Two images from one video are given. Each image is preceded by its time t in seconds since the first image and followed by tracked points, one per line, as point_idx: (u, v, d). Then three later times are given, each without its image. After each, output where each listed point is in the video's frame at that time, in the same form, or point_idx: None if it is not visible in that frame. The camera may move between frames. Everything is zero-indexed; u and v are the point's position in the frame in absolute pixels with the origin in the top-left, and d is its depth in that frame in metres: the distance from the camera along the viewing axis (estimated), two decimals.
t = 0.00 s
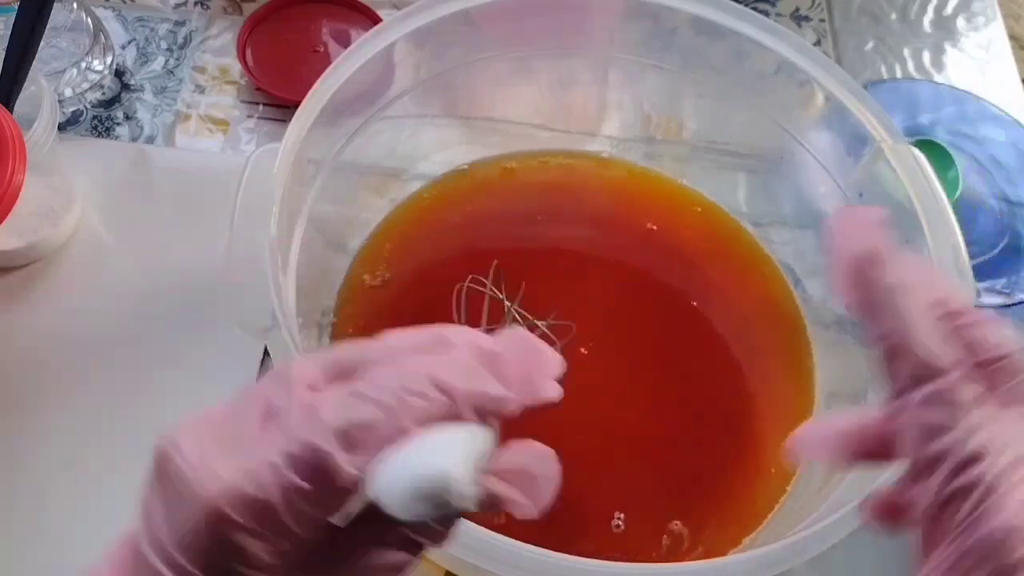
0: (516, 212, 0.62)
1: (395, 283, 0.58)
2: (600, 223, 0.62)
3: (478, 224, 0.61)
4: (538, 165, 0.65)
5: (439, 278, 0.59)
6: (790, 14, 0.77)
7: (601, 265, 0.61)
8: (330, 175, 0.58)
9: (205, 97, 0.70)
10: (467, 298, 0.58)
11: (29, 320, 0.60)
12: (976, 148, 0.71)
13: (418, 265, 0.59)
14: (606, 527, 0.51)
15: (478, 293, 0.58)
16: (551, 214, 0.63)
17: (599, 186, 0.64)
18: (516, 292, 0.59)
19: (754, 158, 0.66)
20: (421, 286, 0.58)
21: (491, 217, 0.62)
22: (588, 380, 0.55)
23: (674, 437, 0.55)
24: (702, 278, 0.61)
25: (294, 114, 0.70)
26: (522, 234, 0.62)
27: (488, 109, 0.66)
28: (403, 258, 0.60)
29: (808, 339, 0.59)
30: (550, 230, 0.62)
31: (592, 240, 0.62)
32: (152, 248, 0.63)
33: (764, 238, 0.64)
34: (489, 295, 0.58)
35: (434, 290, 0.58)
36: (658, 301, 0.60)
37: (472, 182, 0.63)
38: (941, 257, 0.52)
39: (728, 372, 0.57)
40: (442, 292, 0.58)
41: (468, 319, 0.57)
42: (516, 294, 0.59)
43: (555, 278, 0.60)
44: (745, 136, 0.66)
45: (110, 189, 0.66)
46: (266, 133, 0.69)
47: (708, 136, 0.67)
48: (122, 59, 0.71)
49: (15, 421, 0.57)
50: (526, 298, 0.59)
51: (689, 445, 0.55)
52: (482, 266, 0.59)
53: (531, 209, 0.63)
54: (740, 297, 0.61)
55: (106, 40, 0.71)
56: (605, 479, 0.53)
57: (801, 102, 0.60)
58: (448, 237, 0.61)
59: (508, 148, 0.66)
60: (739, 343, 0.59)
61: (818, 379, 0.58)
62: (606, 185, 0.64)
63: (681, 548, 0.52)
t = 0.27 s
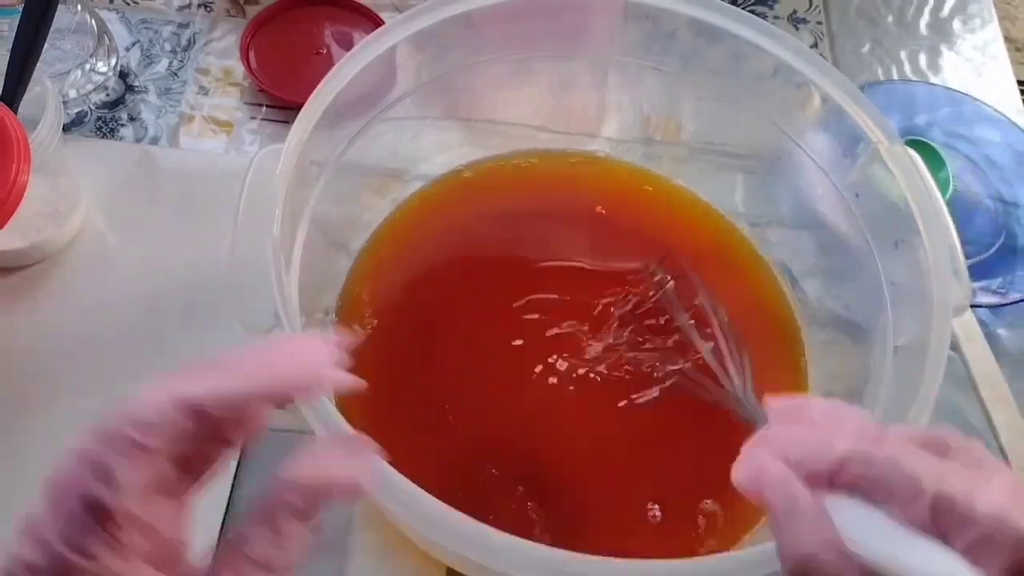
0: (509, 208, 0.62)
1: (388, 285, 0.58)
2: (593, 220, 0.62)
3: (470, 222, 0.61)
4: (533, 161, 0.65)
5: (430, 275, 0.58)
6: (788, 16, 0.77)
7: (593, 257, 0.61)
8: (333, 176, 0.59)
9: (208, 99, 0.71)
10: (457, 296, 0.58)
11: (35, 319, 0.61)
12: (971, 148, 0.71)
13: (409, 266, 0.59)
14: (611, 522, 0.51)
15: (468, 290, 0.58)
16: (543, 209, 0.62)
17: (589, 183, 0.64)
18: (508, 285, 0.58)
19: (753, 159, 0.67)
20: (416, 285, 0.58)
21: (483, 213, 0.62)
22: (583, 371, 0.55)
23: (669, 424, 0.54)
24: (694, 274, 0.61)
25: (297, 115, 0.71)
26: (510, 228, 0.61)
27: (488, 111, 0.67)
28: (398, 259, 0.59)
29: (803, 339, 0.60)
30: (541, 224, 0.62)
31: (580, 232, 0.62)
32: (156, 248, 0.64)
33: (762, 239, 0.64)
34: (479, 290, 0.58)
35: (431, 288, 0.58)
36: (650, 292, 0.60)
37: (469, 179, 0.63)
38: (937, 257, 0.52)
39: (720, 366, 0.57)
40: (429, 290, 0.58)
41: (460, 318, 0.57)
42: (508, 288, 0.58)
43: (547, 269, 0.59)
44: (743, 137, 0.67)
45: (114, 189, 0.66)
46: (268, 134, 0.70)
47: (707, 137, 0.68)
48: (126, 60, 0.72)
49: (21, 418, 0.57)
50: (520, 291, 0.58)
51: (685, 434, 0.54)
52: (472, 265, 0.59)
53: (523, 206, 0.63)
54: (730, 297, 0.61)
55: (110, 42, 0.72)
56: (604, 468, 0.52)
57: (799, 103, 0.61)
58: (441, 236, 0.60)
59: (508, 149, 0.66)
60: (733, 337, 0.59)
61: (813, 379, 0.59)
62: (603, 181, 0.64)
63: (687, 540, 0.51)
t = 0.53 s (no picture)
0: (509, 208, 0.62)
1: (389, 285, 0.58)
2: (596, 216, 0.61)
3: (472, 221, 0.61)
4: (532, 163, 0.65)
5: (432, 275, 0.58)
6: (787, 16, 0.77)
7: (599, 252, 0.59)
8: (333, 176, 0.59)
9: (208, 99, 0.71)
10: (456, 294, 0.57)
11: (34, 319, 0.61)
12: (971, 148, 0.71)
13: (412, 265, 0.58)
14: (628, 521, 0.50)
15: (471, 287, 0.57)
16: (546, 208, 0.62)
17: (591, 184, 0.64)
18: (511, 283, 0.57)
19: (753, 159, 0.67)
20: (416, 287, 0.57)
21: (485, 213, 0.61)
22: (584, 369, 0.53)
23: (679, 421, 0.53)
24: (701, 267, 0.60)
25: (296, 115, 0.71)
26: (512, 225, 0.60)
27: (488, 111, 0.67)
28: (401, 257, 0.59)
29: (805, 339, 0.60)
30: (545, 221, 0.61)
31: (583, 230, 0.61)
32: (156, 248, 0.64)
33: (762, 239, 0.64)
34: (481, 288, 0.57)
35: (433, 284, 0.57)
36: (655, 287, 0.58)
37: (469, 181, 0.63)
38: (937, 257, 0.53)
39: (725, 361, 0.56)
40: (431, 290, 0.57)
41: (461, 317, 0.55)
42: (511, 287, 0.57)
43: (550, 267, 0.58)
44: (743, 137, 0.67)
45: (113, 189, 0.66)
46: (268, 134, 0.70)
47: (707, 137, 0.68)
48: (126, 60, 0.72)
49: (21, 418, 0.57)
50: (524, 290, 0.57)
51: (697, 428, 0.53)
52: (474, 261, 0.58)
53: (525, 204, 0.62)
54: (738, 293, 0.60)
55: (110, 42, 0.72)
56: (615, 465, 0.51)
57: (799, 103, 0.61)
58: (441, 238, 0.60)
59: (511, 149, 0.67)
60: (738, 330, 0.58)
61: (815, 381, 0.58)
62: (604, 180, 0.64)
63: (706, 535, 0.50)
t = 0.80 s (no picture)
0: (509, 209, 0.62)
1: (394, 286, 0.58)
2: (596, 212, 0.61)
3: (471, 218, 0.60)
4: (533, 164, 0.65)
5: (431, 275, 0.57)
6: (788, 16, 0.77)
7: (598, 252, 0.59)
8: (333, 176, 0.59)
9: (208, 99, 0.71)
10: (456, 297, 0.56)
11: (34, 319, 0.61)
12: (971, 148, 0.71)
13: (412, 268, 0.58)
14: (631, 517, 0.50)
15: (467, 289, 0.57)
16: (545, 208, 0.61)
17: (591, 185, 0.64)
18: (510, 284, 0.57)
19: (752, 159, 0.67)
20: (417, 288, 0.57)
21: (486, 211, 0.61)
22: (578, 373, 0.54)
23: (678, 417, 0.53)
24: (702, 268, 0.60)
25: (296, 115, 0.71)
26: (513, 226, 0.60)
27: (488, 111, 0.67)
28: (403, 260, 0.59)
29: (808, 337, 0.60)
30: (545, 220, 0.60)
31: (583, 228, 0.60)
32: (156, 248, 0.64)
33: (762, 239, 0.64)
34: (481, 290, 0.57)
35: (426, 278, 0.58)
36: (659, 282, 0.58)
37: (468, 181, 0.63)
38: (936, 257, 0.53)
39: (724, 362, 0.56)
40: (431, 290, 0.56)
41: (462, 320, 0.55)
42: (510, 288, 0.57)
43: (549, 266, 0.58)
44: (743, 137, 0.67)
45: (113, 189, 0.66)
46: (268, 133, 0.70)
47: (707, 137, 0.68)
48: (126, 60, 0.72)
49: (21, 418, 0.58)
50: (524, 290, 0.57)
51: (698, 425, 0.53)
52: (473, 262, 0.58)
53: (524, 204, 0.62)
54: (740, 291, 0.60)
55: (110, 42, 0.72)
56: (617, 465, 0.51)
57: (799, 103, 0.61)
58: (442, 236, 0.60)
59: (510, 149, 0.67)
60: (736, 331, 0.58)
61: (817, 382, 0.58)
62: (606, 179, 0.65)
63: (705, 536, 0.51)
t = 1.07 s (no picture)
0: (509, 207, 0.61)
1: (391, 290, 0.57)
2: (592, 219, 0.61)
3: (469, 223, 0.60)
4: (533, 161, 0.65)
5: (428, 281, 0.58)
6: (788, 16, 0.77)
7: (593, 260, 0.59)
8: (333, 176, 0.59)
9: (208, 99, 0.71)
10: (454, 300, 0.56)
11: (34, 319, 0.61)
12: (971, 149, 0.71)
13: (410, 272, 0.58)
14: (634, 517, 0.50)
15: (465, 293, 0.57)
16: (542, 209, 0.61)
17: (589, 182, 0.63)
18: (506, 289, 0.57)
19: (752, 159, 0.67)
20: (416, 292, 0.57)
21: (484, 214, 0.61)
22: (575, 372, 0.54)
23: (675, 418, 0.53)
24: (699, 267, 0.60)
25: (296, 115, 0.71)
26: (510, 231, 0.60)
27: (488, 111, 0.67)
28: (400, 263, 0.59)
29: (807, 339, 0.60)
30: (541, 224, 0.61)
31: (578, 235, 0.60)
32: (155, 248, 0.64)
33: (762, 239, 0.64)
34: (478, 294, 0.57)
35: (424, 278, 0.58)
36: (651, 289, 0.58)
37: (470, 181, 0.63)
38: (937, 257, 0.53)
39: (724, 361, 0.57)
40: (427, 297, 0.57)
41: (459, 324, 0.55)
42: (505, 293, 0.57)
43: (544, 273, 0.58)
44: (743, 137, 0.67)
45: (113, 189, 0.66)
46: (268, 133, 0.70)
47: (707, 138, 0.68)
48: (126, 60, 0.72)
49: (21, 418, 0.58)
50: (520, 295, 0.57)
51: (697, 424, 0.53)
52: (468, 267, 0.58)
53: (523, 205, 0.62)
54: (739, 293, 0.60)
55: (110, 42, 0.72)
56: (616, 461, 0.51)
57: (800, 103, 0.61)
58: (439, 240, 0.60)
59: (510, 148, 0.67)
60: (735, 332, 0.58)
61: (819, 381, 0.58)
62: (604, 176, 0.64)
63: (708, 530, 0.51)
